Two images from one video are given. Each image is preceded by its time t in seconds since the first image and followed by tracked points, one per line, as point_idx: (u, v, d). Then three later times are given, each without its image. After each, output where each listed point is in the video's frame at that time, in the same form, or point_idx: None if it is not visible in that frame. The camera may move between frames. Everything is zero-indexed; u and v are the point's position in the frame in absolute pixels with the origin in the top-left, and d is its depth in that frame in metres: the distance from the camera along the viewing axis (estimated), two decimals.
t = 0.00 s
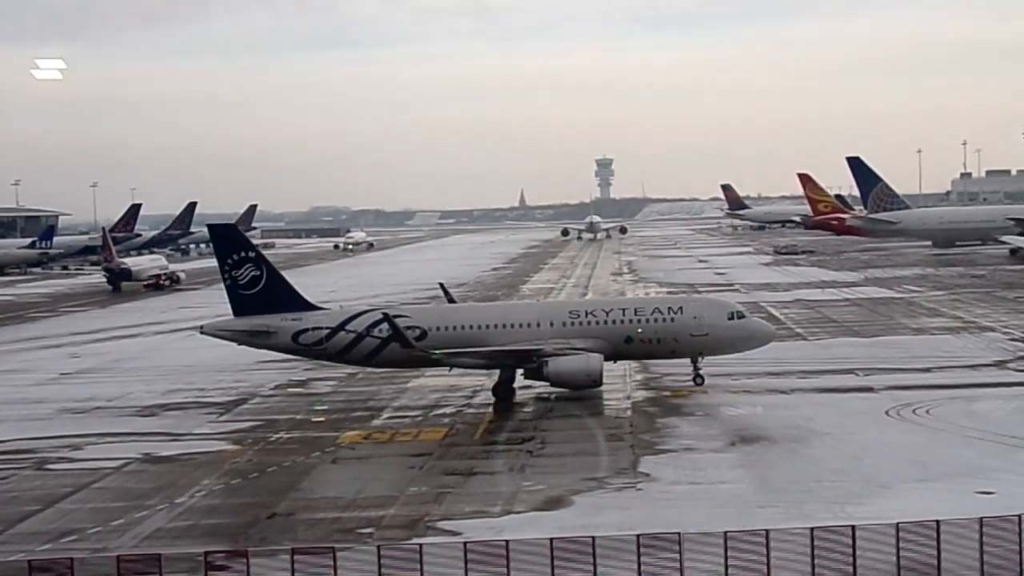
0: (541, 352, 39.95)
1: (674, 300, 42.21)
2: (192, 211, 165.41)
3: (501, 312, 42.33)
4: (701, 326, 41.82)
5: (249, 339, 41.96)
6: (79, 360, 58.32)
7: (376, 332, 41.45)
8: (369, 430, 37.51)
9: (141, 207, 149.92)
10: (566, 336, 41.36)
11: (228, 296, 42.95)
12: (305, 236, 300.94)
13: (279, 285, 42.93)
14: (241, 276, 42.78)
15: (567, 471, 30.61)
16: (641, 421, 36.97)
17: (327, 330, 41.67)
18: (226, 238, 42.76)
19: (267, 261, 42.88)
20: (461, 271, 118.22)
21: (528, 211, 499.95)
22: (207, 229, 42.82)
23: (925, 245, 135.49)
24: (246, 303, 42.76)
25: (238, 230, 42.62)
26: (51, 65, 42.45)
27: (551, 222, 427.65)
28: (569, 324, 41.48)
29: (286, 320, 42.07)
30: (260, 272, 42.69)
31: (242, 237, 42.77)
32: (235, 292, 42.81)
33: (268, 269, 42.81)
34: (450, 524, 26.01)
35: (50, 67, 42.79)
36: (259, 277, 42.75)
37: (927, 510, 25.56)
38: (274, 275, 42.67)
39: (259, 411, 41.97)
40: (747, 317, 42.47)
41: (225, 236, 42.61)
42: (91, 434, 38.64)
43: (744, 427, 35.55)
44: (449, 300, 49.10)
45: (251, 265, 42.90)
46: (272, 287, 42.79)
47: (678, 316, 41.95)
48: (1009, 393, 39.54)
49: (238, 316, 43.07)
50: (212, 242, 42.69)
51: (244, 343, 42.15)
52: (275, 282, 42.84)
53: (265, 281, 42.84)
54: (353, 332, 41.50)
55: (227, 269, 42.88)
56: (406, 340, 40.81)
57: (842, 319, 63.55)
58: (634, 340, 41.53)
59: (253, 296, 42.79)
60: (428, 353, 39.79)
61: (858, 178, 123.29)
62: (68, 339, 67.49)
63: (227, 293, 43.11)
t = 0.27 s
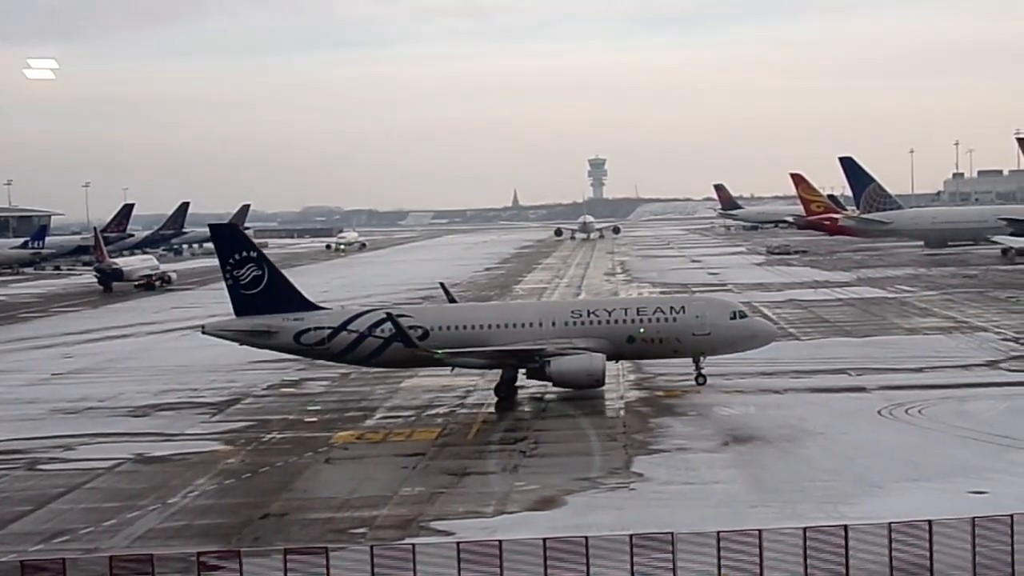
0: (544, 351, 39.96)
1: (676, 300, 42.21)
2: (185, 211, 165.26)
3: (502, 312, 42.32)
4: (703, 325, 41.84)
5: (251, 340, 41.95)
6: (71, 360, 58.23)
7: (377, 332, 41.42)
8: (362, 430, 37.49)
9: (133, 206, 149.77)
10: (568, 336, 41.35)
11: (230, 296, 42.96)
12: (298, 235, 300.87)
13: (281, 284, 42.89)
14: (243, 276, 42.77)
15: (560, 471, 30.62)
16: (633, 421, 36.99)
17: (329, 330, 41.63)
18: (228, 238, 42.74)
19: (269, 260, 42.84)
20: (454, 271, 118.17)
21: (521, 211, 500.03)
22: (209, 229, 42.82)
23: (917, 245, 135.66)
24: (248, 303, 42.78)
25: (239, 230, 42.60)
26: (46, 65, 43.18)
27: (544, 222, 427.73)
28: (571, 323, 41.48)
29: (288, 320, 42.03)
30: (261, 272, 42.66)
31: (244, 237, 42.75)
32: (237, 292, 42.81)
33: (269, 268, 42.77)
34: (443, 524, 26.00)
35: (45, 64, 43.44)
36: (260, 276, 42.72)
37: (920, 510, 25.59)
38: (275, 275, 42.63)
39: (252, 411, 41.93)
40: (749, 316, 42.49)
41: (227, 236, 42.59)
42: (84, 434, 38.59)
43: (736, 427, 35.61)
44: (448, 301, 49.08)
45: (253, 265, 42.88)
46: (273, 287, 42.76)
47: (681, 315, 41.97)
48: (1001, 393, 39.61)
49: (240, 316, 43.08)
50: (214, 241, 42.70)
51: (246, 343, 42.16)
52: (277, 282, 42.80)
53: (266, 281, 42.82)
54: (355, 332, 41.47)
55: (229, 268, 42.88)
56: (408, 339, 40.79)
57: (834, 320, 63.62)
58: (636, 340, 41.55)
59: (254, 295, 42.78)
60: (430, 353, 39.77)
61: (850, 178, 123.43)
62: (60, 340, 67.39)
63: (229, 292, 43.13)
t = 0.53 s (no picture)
0: (545, 351, 39.97)
1: (677, 299, 42.24)
2: (177, 211, 165.06)
3: (503, 311, 42.31)
4: (705, 325, 41.86)
5: (252, 339, 41.95)
6: (63, 360, 58.16)
7: (379, 332, 41.39)
8: (355, 430, 37.50)
9: (125, 206, 149.56)
10: (570, 336, 41.36)
11: (231, 296, 42.89)
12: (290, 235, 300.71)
13: (282, 284, 42.83)
14: (244, 276, 42.69)
15: (553, 471, 30.63)
16: (625, 421, 37.01)
17: (330, 330, 41.61)
18: (229, 238, 42.62)
19: (270, 260, 42.76)
20: (446, 271, 118.13)
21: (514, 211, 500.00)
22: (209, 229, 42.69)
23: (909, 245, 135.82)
24: (249, 303, 42.72)
25: (241, 230, 42.51)
26: (39, 64, 43.64)
27: (536, 222, 427.71)
28: (573, 323, 41.47)
29: (289, 320, 42.01)
30: (262, 272, 42.59)
31: (245, 237, 42.64)
32: (238, 292, 42.74)
33: (271, 268, 42.69)
34: (435, 524, 26.00)
35: (28, 64, 44.85)
36: (261, 276, 42.65)
37: (912, 509, 25.62)
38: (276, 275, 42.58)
39: (244, 411, 41.90)
40: (751, 316, 42.49)
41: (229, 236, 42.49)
42: (76, 435, 38.54)
43: (728, 427, 35.64)
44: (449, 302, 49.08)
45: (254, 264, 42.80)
46: (275, 286, 42.70)
47: (682, 314, 42.01)
48: (993, 392, 39.68)
49: (241, 315, 43.02)
50: (215, 241, 42.58)
51: (247, 343, 42.13)
52: (279, 281, 42.74)
53: (267, 281, 42.75)
54: (356, 332, 41.45)
55: (230, 268, 42.79)
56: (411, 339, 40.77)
57: (827, 319, 63.69)
58: (638, 339, 41.57)
59: (255, 295, 42.71)
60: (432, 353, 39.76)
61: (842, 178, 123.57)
62: (51, 340, 67.30)
63: (229, 292, 43.04)
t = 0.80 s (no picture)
0: (543, 350, 39.97)
1: (675, 299, 42.27)
2: (165, 210, 164.65)
3: (501, 311, 42.38)
4: (703, 324, 41.87)
5: (249, 339, 41.92)
6: (50, 360, 58.01)
7: (377, 331, 41.32)
8: (343, 430, 37.47)
9: (112, 205, 149.17)
10: (568, 335, 41.38)
11: (229, 295, 42.88)
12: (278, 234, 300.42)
13: (279, 283, 42.80)
14: (241, 276, 42.70)
15: (541, 471, 30.62)
16: (614, 421, 37.02)
17: (328, 330, 41.58)
18: (226, 237, 42.69)
19: (267, 259, 42.76)
20: (435, 271, 118.06)
21: (503, 211, 499.94)
22: (206, 229, 42.75)
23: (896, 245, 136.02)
24: (245, 302, 42.69)
25: (238, 230, 42.57)
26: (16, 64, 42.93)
27: (525, 221, 427.76)
28: (570, 322, 41.50)
29: (287, 319, 41.97)
30: (260, 271, 42.58)
31: (241, 236, 42.67)
32: (236, 291, 42.73)
33: (268, 267, 42.67)
34: (424, 524, 25.96)
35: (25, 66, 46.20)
36: (259, 275, 42.64)
37: (900, 509, 25.63)
38: (273, 274, 42.57)
39: (232, 411, 41.85)
40: (749, 316, 42.44)
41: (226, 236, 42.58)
42: (64, 435, 38.48)
43: (717, 427, 35.66)
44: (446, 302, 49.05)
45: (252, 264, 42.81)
46: (272, 286, 42.66)
47: (680, 314, 42.03)
48: (981, 392, 39.76)
49: (239, 315, 42.99)
50: (213, 240, 42.68)
51: (245, 342, 42.10)
52: (276, 280, 42.70)
53: (265, 280, 42.73)
54: (354, 331, 41.38)
55: (227, 268, 42.82)
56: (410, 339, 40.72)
57: (815, 319, 63.76)
58: (636, 338, 41.59)
59: (252, 294, 42.69)
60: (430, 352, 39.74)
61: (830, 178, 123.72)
62: (38, 340, 67.14)
63: (227, 292, 43.05)
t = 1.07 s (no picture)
0: (541, 350, 39.98)
1: (672, 298, 42.48)
2: (152, 209, 164.23)
3: (498, 309, 42.32)
4: (700, 324, 42.09)
5: (246, 338, 41.82)
6: (37, 360, 57.88)
7: (374, 330, 41.40)
8: (331, 430, 37.44)
9: (99, 205, 148.78)
10: (565, 334, 41.40)
11: (225, 295, 42.71)
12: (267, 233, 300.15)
13: (276, 282, 42.70)
14: (238, 275, 42.54)
15: (530, 470, 30.64)
16: (601, 421, 37.04)
17: (324, 329, 41.59)
18: (222, 236, 42.54)
19: (264, 258, 42.64)
20: (423, 271, 117.97)
21: (491, 211, 499.89)
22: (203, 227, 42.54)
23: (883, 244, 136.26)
24: (242, 301, 42.55)
25: (236, 229, 42.46)
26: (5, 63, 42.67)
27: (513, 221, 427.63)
28: (568, 322, 41.53)
29: (284, 318, 41.91)
30: (257, 270, 42.46)
31: (239, 235, 42.52)
32: (233, 291, 42.57)
33: (265, 266, 42.55)
34: (412, 524, 25.97)
35: (0, 72, 47.13)
36: (256, 275, 42.52)
37: (888, 508, 25.68)
38: (271, 274, 42.46)
39: (220, 411, 41.80)
40: (745, 315, 42.70)
41: (223, 235, 42.44)
42: (51, 435, 38.40)
43: (705, 426, 35.69)
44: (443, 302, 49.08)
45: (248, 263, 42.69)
46: (268, 285, 42.55)
47: (677, 314, 42.25)
48: (967, 391, 39.88)
49: (234, 314, 42.83)
50: (210, 239, 42.53)
51: (242, 342, 41.99)
52: (273, 279, 42.60)
53: (262, 279, 42.62)
54: (351, 330, 41.44)
55: (224, 267, 42.67)
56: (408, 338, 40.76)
57: (803, 319, 63.85)
58: (633, 338, 41.71)
59: (249, 294, 42.56)
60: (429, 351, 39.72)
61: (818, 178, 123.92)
62: (25, 340, 66.97)
63: (223, 291, 42.91)
